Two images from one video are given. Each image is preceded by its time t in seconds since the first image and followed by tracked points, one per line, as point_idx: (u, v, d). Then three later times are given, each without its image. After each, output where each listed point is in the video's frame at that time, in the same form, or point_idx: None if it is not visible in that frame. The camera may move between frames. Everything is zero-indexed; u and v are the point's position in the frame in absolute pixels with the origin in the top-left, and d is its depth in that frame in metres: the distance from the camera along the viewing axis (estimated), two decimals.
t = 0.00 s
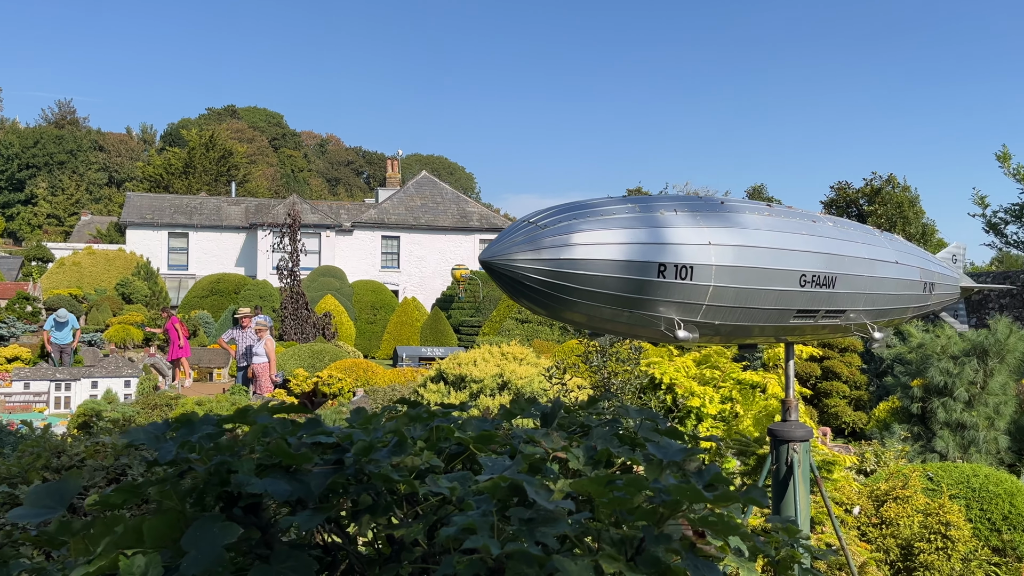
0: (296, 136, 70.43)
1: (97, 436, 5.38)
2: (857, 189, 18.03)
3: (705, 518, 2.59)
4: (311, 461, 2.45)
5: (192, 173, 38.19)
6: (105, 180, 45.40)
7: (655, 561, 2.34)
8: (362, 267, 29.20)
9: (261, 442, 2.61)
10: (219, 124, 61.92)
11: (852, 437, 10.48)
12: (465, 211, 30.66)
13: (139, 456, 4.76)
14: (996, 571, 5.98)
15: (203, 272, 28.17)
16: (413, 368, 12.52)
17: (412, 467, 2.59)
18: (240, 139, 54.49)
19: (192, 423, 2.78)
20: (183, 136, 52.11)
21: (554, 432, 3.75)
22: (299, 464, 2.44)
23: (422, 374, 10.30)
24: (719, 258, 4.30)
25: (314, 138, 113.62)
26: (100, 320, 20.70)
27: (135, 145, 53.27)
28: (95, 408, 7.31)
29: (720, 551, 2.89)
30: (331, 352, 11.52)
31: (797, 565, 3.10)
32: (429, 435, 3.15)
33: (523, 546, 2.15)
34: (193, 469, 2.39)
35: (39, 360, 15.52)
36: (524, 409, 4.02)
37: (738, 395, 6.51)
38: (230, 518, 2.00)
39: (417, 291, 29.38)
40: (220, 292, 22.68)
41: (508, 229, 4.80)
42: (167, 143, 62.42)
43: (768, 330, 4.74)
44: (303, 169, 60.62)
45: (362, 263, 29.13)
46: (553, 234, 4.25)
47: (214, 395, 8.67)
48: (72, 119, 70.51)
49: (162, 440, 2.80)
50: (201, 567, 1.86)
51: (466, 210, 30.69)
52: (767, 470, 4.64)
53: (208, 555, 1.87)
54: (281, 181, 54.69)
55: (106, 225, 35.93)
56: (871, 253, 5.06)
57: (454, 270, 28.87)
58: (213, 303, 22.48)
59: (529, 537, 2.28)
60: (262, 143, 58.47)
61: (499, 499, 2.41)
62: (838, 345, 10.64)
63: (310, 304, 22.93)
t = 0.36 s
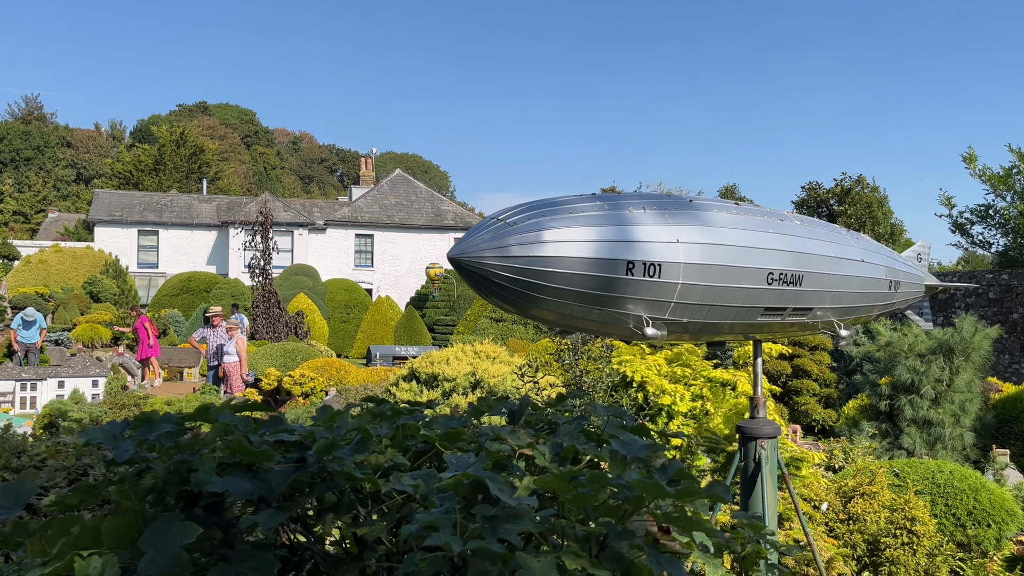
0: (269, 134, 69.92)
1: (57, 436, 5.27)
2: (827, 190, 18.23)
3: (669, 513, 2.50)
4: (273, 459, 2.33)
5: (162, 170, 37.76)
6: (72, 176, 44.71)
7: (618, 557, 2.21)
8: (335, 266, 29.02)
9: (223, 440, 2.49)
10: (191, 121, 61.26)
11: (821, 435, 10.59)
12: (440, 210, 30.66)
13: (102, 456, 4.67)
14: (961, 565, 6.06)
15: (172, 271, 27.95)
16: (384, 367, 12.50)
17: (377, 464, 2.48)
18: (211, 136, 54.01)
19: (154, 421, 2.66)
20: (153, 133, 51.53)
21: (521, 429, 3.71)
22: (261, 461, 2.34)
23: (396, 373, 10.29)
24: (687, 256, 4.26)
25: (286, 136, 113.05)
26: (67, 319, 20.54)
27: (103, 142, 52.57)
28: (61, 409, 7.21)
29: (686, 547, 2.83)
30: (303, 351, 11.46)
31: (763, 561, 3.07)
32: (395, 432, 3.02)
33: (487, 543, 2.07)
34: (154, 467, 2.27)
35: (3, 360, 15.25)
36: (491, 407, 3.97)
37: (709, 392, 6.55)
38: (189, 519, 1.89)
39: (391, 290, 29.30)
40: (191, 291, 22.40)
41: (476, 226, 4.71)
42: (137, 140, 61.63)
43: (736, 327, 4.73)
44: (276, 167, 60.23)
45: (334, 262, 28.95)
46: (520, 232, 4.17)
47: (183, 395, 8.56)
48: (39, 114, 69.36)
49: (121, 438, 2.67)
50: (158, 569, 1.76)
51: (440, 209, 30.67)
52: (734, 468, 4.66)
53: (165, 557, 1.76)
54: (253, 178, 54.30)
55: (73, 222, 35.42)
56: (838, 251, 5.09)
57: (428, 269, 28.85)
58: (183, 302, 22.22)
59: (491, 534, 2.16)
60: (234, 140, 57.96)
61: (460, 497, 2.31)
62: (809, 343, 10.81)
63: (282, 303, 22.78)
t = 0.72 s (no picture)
0: (244, 131, 69.46)
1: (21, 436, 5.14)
2: (801, 189, 18.39)
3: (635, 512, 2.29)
4: (236, 456, 2.16)
5: (134, 166, 37.37)
6: (41, 173, 44.11)
7: (585, 554, 2.07)
8: (309, 264, 28.82)
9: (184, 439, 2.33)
10: (164, 117, 60.68)
11: (793, 432, 10.68)
12: (416, 208, 30.61)
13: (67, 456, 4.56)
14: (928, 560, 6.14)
15: (144, 269, 27.66)
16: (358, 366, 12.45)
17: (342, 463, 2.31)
18: (184, 132, 53.56)
19: (118, 420, 2.50)
20: (125, 129, 50.98)
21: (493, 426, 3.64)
22: (225, 461, 2.17)
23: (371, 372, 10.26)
24: (658, 254, 4.25)
25: (262, 133, 112.27)
26: (35, 318, 20.36)
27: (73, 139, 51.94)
28: (29, 409, 7.10)
29: (656, 546, 2.69)
30: (277, 350, 11.40)
31: (733, 561, 2.98)
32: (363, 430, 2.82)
33: (453, 540, 1.93)
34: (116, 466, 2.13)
35: None
36: (460, 405, 3.93)
37: (682, 390, 6.57)
38: (152, 519, 1.76)
39: (367, 288, 29.19)
40: (163, 289, 22.14)
41: (447, 223, 4.64)
42: (108, 137, 60.84)
43: (707, 325, 4.73)
44: (250, 164, 59.87)
45: (309, 260, 28.76)
46: (492, 229, 4.11)
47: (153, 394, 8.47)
48: (8, 109, 68.30)
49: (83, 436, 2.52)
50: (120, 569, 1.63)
51: (417, 207, 30.58)
52: (705, 465, 4.67)
53: (126, 557, 1.64)
54: (227, 175, 53.93)
55: (43, 219, 34.96)
56: (809, 250, 5.12)
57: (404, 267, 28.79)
58: (156, 300, 21.99)
59: (458, 532, 1.99)
60: (207, 137, 57.49)
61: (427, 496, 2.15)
62: (781, 342, 10.94)
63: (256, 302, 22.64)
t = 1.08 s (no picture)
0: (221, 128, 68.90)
1: None
2: (777, 189, 18.57)
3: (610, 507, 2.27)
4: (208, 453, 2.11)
5: (108, 163, 36.95)
6: (12, 169, 43.47)
7: (557, 550, 2.05)
8: (286, 263, 28.63)
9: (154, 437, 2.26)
10: (139, 114, 60.03)
11: (769, 430, 10.78)
12: (394, 207, 30.51)
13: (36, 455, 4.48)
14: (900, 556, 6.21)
15: (118, 267, 27.31)
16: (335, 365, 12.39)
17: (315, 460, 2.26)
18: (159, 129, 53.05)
19: (86, 417, 2.45)
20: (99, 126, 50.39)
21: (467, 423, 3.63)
22: (195, 458, 2.10)
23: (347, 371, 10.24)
24: (633, 252, 4.26)
25: (239, 131, 111.34)
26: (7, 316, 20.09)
27: (46, 135, 51.22)
28: None
29: (629, 542, 2.67)
30: (253, 349, 11.35)
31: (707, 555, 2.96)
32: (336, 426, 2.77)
33: (425, 537, 1.90)
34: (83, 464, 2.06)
35: None
36: (434, 403, 3.92)
37: (658, 389, 6.61)
38: (119, 517, 1.70)
39: (344, 287, 29.04)
40: (137, 287, 21.92)
41: (423, 221, 4.61)
42: (81, 133, 60.08)
43: (681, 323, 4.75)
44: (227, 162, 59.45)
45: (286, 259, 28.57)
46: (467, 226, 4.10)
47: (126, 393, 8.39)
48: None
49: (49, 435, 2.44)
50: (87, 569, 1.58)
51: (395, 206, 30.48)
52: (680, 463, 4.69)
53: (93, 555, 1.58)
54: (203, 171, 53.47)
55: (14, 217, 34.47)
56: (782, 249, 5.16)
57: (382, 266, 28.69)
58: (130, 299, 21.76)
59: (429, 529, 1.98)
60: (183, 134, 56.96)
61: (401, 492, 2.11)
62: (757, 341, 11.09)
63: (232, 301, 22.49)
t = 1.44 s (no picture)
0: (199, 125, 68.33)
1: None
2: (756, 189, 18.78)
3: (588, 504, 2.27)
4: (184, 451, 2.07)
5: (84, 161, 36.52)
6: None
7: (532, 546, 2.05)
8: (267, 261, 28.46)
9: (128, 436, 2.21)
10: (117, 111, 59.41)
11: (748, 428, 10.86)
12: (375, 205, 30.42)
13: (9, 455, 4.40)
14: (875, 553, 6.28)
15: (96, 266, 27.00)
16: (314, 364, 12.35)
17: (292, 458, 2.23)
18: (137, 126, 52.55)
19: (60, 417, 2.41)
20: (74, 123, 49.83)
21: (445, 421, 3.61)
22: (171, 456, 2.06)
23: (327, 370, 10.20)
24: (611, 252, 4.27)
25: (219, 128, 110.41)
26: None
27: (20, 132, 50.50)
28: None
29: (605, 540, 2.67)
30: (232, 348, 11.29)
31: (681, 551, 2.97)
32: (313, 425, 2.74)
33: (400, 534, 1.89)
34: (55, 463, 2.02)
35: None
36: (411, 401, 3.91)
37: (638, 387, 6.65)
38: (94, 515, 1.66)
39: (325, 286, 28.91)
40: (115, 286, 21.72)
41: (401, 220, 4.60)
42: (57, 130, 59.35)
43: (659, 322, 4.77)
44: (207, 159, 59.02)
45: (267, 257, 28.40)
46: (445, 225, 4.09)
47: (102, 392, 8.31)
48: None
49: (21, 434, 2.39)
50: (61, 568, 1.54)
51: (376, 204, 30.39)
52: (658, 460, 4.70)
53: (67, 555, 1.55)
54: (182, 169, 53.02)
55: None
56: (759, 248, 5.20)
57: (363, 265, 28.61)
58: (107, 297, 21.56)
59: (405, 526, 1.97)
60: (161, 131, 56.47)
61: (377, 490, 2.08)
62: (736, 340, 11.19)
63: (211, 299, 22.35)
